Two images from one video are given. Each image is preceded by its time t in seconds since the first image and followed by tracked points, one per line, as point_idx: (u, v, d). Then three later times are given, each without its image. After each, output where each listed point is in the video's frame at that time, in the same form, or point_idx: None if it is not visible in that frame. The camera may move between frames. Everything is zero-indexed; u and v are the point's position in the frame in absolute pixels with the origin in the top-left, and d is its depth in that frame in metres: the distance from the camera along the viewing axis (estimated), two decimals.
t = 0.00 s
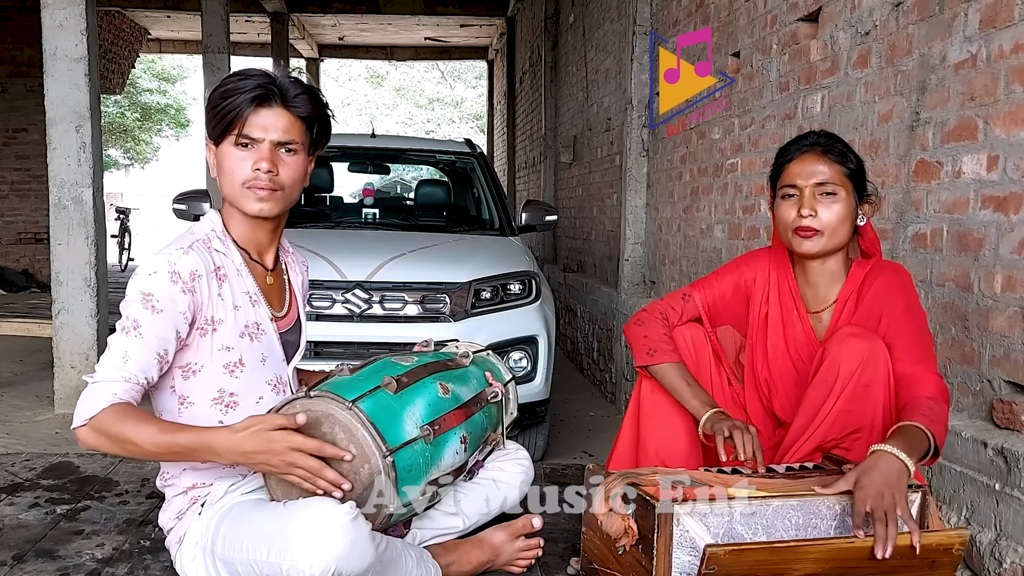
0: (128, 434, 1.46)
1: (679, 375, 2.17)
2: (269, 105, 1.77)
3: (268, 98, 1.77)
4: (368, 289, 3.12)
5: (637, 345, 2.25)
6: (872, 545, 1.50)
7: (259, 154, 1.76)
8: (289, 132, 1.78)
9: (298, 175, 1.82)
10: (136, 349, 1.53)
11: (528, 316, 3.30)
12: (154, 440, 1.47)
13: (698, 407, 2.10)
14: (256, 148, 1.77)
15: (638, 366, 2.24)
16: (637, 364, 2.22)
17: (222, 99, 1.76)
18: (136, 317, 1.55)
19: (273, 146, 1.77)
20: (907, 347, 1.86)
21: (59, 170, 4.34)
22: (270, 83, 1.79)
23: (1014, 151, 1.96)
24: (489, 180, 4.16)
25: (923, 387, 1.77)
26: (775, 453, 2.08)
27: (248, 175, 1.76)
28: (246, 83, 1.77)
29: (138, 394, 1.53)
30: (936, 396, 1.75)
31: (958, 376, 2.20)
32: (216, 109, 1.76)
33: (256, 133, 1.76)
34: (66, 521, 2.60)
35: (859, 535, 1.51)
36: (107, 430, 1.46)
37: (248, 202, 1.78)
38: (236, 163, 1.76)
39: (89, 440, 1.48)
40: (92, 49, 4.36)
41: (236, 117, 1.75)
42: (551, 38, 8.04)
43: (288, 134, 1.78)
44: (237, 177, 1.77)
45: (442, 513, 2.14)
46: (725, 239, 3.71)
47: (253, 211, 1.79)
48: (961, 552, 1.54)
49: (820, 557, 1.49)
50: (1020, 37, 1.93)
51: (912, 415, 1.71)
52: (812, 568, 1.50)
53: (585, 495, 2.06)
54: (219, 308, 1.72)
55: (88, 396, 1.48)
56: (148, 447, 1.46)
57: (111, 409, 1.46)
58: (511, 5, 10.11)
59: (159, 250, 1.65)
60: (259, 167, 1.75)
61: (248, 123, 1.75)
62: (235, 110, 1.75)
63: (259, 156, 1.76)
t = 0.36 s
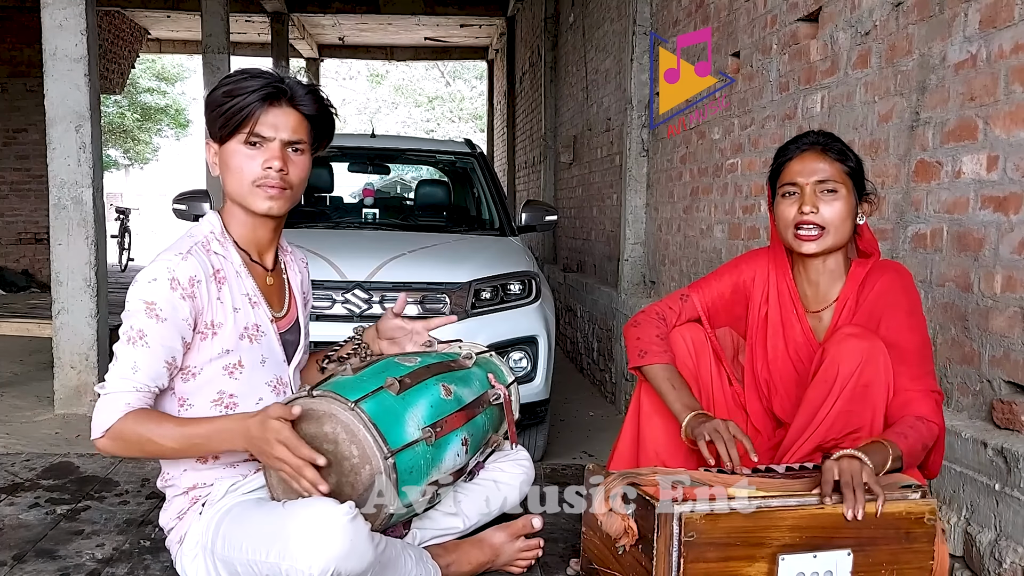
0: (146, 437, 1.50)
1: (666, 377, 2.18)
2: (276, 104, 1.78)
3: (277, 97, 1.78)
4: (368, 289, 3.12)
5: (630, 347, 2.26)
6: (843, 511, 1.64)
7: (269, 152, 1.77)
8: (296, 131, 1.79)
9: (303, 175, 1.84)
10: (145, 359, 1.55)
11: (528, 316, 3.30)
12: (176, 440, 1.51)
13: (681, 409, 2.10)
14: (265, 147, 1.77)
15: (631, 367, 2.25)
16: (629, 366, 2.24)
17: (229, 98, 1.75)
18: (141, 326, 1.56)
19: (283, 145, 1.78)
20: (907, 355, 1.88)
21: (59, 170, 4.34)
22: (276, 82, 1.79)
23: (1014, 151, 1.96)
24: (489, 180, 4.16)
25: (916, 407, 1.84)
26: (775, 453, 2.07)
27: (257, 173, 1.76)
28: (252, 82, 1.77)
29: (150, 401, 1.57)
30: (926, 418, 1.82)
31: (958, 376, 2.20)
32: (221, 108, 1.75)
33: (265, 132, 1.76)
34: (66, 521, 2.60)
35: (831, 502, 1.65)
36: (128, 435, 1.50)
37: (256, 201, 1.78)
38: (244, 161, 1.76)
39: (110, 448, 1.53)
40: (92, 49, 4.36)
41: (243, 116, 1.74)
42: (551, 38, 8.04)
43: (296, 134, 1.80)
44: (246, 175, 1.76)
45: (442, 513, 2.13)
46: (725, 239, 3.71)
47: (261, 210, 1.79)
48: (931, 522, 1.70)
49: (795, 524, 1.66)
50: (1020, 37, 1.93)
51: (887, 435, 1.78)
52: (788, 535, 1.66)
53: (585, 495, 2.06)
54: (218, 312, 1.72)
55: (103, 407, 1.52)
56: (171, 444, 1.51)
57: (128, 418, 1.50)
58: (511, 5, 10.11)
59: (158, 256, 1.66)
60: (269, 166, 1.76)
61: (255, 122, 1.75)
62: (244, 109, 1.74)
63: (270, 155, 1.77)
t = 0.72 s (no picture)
0: (120, 419, 1.51)
1: (672, 385, 2.18)
2: (280, 105, 1.78)
3: (281, 98, 1.78)
4: (368, 289, 3.13)
5: (633, 352, 2.26)
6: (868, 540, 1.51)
7: (271, 153, 1.77)
8: (299, 132, 1.80)
9: (305, 176, 1.84)
10: (129, 343, 1.55)
11: (528, 316, 3.30)
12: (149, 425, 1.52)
13: (689, 421, 2.10)
14: (268, 147, 1.77)
15: (634, 373, 2.25)
16: (633, 372, 2.24)
17: (233, 99, 1.75)
18: (130, 312, 1.56)
19: (285, 145, 1.78)
20: (907, 351, 1.86)
21: (59, 170, 4.35)
22: (279, 82, 1.79)
23: (1014, 151, 1.96)
24: (489, 180, 4.16)
25: (921, 396, 1.79)
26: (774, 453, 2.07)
27: (260, 173, 1.76)
28: (256, 82, 1.77)
29: (129, 384, 1.57)
30: (934, 405, 1.76)
31: (958, 376, 2.20)
32: (225, 108, 1.75)
33: (269, 132, 1.76)
34: (66, 521, 2.60)
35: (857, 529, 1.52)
36: (98, 415, 1.51)
37: (257, 200, 1.78)
38: (246, 161, 1.76)
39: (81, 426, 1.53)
40: (92, 49, 4.36)
41: (248, 116, 1.75)
42: (551, 38, 8.04)
43: (299, 134, 1.80)
44: (248, 175, 1.76)
45: (442, 513, 2.14)
46: (725, 239, 3.71)
47: (262, 209, 1.79)
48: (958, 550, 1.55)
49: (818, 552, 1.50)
50: (1020, 37, 1.93)
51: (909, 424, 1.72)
52: (809, 564, 1.51)
53: (585, 495, 2.06)
54: (216, 306, 1.72)
55: (80, 383, 1.53)
56: (145, 427, 1.51)
57: (102, 398, 1.51)
58: (511, 5, 10.12)
59: (157, 247, 1.65)
60: (271, 166, 1.76)
61: (258, 122, 1.75)
62: (247, 109, 1.74)
63: (272, 155, 1.77)
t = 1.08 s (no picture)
0: (139, 437, 1.49)
1: (680, 382, 2.17)
2: (266, 99, 1.78)
3: (266, 93, 1.78)
4: (368, 289, 3.13)
5: (638, 349, 2.24)
6: (856, 521, 1.61)
7: (262, 147, 1.77)
8: (290, 125, 1.79)
9: (302, 170, 1.83)
10: (145, 352, 1.54)
11: (528, 316, 3.30)
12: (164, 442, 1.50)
13: (700, 415, 2.09)
14: (258, 143, 1.77)
15: (639, 371, 2.23)
16: (638, 370, 2.22)
17: (221, 99, 1.76)
18: (142, 320, 1.55)
19: (275, 139, 1.78)
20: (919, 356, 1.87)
21: (59, 170, 4.35)
22: (266, 79, 1.79)
23: (1014, 151, 1.96)
24: (489, 180, 4.15)
25: (933, 399, 1.80)
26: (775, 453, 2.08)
27: (252, 168, 1.76)
28: (243, 81, 1.78)
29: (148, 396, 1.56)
30: (945, 406, 1.78)
31: (958, 376, 2.20)
32: (214, 109, 1.76)
33: (257, 128, 1.76)
34: (66, 521, 2.60)
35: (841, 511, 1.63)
36: (118, 432, 1.50)
37: (253, 195, 1.78)
38: (238, 158, 1.77)
39: (104, 442, 1.52)
40: (92, 49, 4.36)
41: (235, 114, 1.75)
42: (551, 38, 8.04)
43: (289, 127, 1.79)
44: (240, 172, 1.76)
45: (442, 512, 2.13)
46: (725, 239, 3.71)
47: (259, 204, 1.78)
48: (942, 530, 1.67)
49: (804, 533, 1.62)
50: (1020, 37, 1.93)
51: (908, 420, 1.77)
52: (797, 544, 1.63)
53: (585, 495, 2.06)
54: (222, 308, 1.72)
55: (100, 400, 1.52)
56: (160, 448, 1.50)
57: (123, 413, 1.50)
58: (511, 5, 10.12)
59: (162, 251, 1.65)
60: (263, 160, 1.75)
61: (246, 119, 1.76)
62: (234, 107, 1.75)
63: (263, 150, 1.76)
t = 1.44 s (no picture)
0: (145, 438, 1.48)
1: (677, 382, 2.17)
2: (264, 101, 1.78)
3: (264, 93, 1.78)
4: (368, 289, 3.13)
5: (636, 348, 2.24)
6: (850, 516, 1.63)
7: (258, 149, 1.77)
8: (288, 127, 1.79)
9: (301, 170, 1.82)
10: (149, 354, 1.55)
11: (528, 316, 3.30)
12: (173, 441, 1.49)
13: (694, 416, 2.10)
14: (255, 144, 1.77)
15: (637, 370, 2.24)
16: (635, 368, 2.22)
17: (220, 101, 1.77)
18: (145, 321, 1.56)
19: (273, 141, 1.78)
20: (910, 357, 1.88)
21: (59, 170, 4.35)
22: (266, 79, 1.79)
23: (1014, 151, 1.96)
24: (489, 180, 4.15)
25: (916, 405, 1.84)
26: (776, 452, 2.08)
27: (248, 171, 1.76)
28: (242, 81, 1.78)
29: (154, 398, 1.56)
30: (929, 414, 1.82)
31: (958, 376, 2.20)
32: (214, 110, 1.78)
33: (255, 130, 1.77)
34: (66, 521, 2.60)
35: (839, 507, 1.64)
36: (126, 433, 1.49)
37: (250, 197, 1.78)
38: (236, 160, 1.77)
39: (112, 444, 1.52)
40: (92, 49, 4.36)
41: (232, 115, 1.77)
42: (551, 38, 8.04)
43: (287, 129, 1.79)
44: (237, 173, 1.77)
45: (442, 513, 2.14)
46: (725, 239, 3.71)
47: (255, 206, 1.78)
48: (937, 527, 1.68)
49: (800, 529, 1.64)
50: (1020, 37, 1.93)
51: (894, 428, 1.78)
52: (793, 540, 1.64)
53: (585, 495, 2.06)
54: (223, 309, 1.72)
55: (106, 403, 1.51)
56: (169, 446, 1.49)
57: (130, 414, 1.49)
58: (511, 5, 10.12)
59: (164, 251, 1.65)
60: (258, 163, 1.75)
61: (245, 122, 1.77)
62: (232, 109, 1.76)
63: (259, 152, 1.76)
